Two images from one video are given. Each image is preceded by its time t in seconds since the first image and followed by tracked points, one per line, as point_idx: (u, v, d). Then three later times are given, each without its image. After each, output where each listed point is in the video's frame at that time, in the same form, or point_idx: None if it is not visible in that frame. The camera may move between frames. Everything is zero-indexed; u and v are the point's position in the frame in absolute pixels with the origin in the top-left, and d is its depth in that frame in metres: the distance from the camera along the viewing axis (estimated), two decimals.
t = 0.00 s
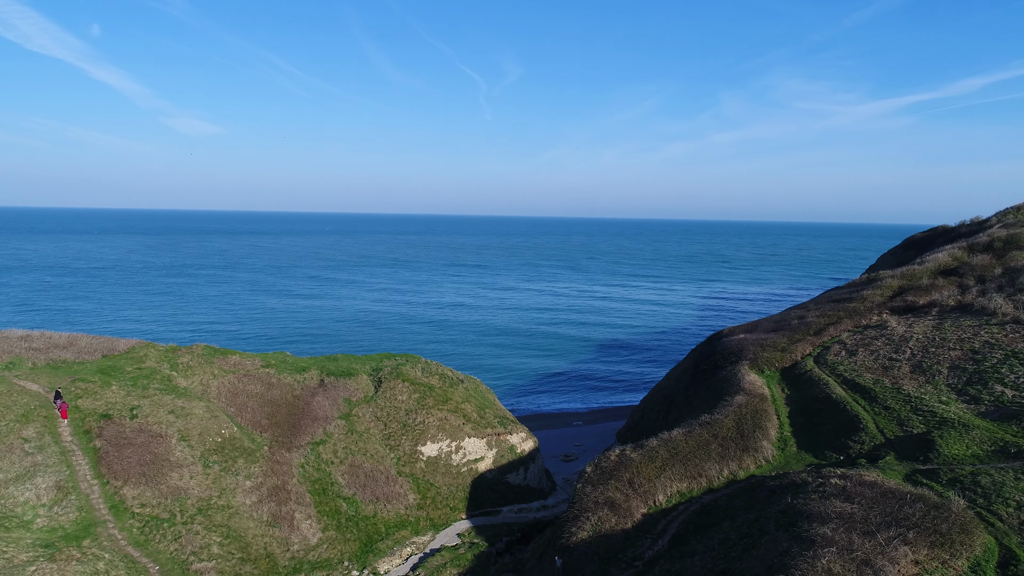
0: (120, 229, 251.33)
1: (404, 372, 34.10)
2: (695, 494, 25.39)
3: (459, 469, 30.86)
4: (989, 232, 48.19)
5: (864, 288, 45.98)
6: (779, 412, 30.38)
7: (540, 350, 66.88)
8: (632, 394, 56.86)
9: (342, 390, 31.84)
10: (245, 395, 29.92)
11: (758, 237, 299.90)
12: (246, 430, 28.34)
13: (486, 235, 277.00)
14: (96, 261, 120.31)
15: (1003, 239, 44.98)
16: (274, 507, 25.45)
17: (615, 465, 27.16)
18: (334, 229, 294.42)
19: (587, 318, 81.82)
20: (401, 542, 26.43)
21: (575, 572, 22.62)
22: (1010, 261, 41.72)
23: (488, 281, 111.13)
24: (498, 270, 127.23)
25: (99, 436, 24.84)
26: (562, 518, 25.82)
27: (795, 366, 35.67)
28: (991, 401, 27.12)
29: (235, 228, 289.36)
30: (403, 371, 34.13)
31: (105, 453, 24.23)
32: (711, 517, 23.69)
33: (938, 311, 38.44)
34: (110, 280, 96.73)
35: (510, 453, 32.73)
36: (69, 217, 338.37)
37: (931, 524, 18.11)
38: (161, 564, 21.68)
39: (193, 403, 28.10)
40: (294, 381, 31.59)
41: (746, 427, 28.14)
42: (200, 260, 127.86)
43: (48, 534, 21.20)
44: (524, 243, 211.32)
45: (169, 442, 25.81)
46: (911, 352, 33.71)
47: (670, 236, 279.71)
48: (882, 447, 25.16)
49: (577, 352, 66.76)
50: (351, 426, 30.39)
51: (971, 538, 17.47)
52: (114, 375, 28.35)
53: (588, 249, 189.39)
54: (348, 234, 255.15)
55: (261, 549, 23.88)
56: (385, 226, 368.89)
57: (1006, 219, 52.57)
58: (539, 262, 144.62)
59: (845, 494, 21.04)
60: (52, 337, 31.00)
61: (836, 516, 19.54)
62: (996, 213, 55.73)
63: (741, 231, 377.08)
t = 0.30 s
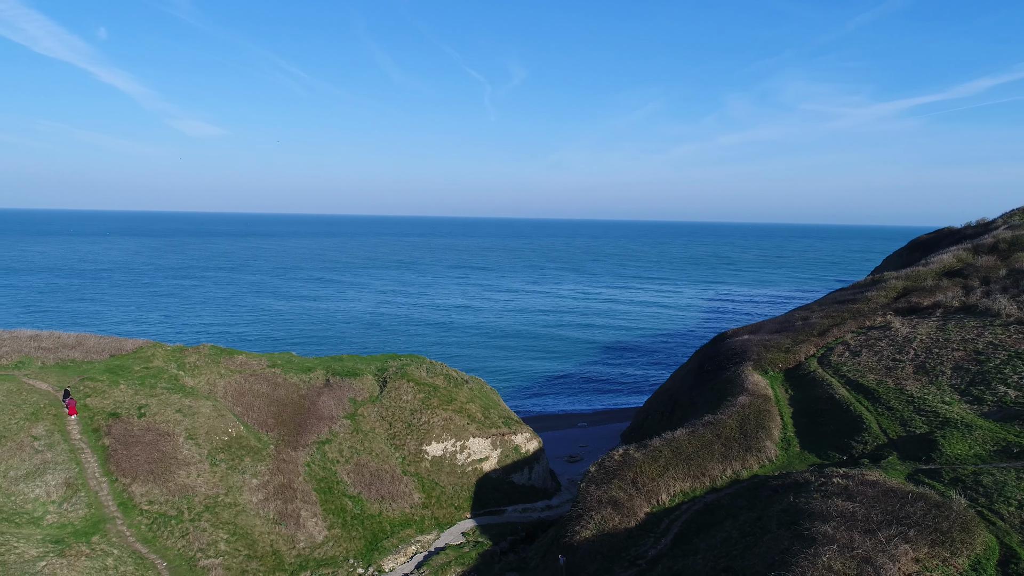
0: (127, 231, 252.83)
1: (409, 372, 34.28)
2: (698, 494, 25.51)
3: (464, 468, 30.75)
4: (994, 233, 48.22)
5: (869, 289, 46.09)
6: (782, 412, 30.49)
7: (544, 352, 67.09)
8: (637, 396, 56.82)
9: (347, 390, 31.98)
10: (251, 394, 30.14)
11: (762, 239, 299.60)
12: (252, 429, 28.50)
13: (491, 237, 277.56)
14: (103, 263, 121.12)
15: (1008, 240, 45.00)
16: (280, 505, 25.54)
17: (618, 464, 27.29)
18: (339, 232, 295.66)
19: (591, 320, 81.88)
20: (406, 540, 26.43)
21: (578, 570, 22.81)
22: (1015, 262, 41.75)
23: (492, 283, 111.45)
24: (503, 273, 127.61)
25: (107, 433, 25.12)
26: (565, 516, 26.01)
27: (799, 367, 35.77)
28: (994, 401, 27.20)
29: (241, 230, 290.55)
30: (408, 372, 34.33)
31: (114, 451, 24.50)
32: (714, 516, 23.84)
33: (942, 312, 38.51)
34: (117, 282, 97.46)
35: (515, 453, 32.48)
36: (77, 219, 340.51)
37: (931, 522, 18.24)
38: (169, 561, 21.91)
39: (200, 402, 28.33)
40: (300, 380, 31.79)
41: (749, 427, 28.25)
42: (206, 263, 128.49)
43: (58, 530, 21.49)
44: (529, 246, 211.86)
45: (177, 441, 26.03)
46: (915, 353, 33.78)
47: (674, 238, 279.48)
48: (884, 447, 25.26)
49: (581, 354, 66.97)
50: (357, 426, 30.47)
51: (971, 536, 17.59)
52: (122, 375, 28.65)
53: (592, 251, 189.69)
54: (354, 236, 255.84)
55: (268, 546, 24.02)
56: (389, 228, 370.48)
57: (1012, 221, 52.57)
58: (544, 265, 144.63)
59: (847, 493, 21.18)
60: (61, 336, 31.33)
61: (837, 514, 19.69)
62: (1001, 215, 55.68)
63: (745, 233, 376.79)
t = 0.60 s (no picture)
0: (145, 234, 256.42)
1: (423, 373, 33.79)
2: (711, 494, 25.54)
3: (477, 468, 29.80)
4: (1013, 235, 47.73)
5: (884, 291, 45.82)
6: (796, 414, 30.44)
7: (556, 354, 67.16)
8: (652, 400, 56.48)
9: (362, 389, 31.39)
10: (267, 393, 30.30)
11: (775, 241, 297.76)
12: (269, 428, 28.65)
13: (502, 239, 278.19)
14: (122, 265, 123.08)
15: None
16: (296, 503, 25.68)
17: (631, 464, 27.34)
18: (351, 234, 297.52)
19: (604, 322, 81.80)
20: (419, 539, 26.25)
21: (590, 569, 22.93)
22: None
23: (505, 285, 111.67)
24: (515, 275, 127.92)
25: (127, 431, 25.54)
26: (578, 516, 26.11)
27: (813, 368, 35.63)
28: (1010, 403, 27.01)
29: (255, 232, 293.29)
30: (423, 372, 33.86)
31: (133, 448, 24.92)
32: (726, 516, 23.88)
33: (959, 314, 38.22)
34: (135, 283, 98.99)
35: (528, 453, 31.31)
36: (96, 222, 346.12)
37: (943, 523, 18.22)
38: (187, 556, 22.28)
39: (217, 401, 28.65)
40: (316, 379, 31.56)
41: (763, 428, 28.23)
42: (222, 264, 129.98)
43: (79, 525, 21.99)
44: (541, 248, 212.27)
45: (195, 439, 26.34)
46: (930, 354, 33.61)
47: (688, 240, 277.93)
48: (898, 449, 25.18)
49: (593, 356, 66.94)
50: (372, 425, 30.13)
51: (984, 537, 17.55)
52: (142, 373, 29.13)
53: (604, 253, 189.50)
54: (367, 239, 257.36)
55: (283, 543, 24.26)
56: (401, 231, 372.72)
57: None
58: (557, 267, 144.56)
59: (859, 493, 21.17)
60: (83, 335, 31.91)
61: (849, 514, 19.71)
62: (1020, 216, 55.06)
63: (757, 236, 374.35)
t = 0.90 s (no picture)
0: (172, 236, 261.84)
1: (450, 372, 33.19)
2: (737, 496, 25.46)
3: (503, 468, 29.41)
4: None
5: (915, 294, 45.15)
6: (824, 417, 30.22)
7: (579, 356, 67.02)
8: (678, 405, 54.73)
9: (389, 389, 31.40)
10: (296, 391, 30.78)
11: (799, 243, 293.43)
12: (299, 425, 29.05)
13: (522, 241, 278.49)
14: (152, 266, 125.94)
15: None
16: (325, 499, 25.90)
17: (656, 466, 27.35)
18: (371, 236, 300.01)
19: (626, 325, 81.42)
20: (446, 536, 26.11)
21: (615, 569, 22.99)
22: None
23: (527, 287, 111.74)
24: (537, 277, 127.87)
25: (162, 427, 26.20)
26: (603, 516, 26.21)
27: (841, 371, 35.30)
28: None
29: (278, 235, 297.29)
30: (448, 371, 33.30)
31: (168, 444, 25.54)
32: (752, 518, 23.82)
33: (992, 317, 37.57)
34: (164, 284, 101.19)
35: (554, 454, 30.65)
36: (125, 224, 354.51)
37: (974, 528, 18.02)
38: (220, 550, 22.81)
39: (248, 399, 29.26)
40: (344, 378, 31.86)
41: (790, 431, 28.07)
42: (248, 266, 132.21)
43: (117, 518, 22.66)
44: (563, 250, 212.18)
45: (227, 435, 26.88)
46: (962, 358, 33.10)
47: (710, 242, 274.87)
48: (928, 453, 24.93)
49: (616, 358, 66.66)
50: (399, 424, 29.94)
51: (1016, 543, 17.34)
52: (175, 371, 29.86)
53: (626, 256, 188.54)
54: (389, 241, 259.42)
55: (313, 538, 24.56)
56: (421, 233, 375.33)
57: None
58: (579, 269, 144.04)
59: (888, 497, 21.03)
60: (119, 334, 32.71)
61: (877, 518, 19.60)
62: None
63: (779, 238, 369.38)
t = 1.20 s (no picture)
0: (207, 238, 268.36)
1: (486, 373, 32.78)
2: (776, 501, 25.20)
3: (539, 469, 29.16)
4: None
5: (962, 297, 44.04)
6: (865, 422, 29.73)
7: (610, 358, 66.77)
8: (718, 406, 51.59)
9: (426, 388, 31.57)
10: (336, 390, 31.33)
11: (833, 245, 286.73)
12: (338, 423, 29.58)
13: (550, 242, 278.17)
14: (190, 266, 129.42)
15: None
16: (364, 496, 26.32)
17: (693, 469, 27.21)
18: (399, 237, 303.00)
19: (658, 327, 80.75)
20: (482, 536, 26.15)
21: (650, 571, 22.95)
22: None
23: (557, 287, 111.58)
24: (567, 278, 127.68)
25: (208, 423, 26.92)
26: (638, 519, 26.14)
27: (884, 376, 34.63)
28: None
29: (308, 236, 301.89)
30: (485, 372, 32.84)
31: (214, 439, 26.23)
32: (791, 523, 23.56)
33: None
34: (201, 283, 103.87)
35: (589, 456, 30.31)
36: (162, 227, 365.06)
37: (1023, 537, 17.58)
38: (263, 543, 23.34)
39: (290, 397, 29.89)
40: (382, 378, 32.27)
41: (830, 436, 27.68)
42: (283, 267, 134.87)
43: (166, 510, 23.37)
44: (592, 252, 211.47)
45: (270, 432, 27.51)
46: (1012, 364, 32.21)
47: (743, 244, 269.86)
48: (975, 460, 24.37)
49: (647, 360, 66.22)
50: (436, 423, 30.08)
51: None
52: (220, 369, 30.68)
53: (657, 257, 187.05)
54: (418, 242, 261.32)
55: (352, 534, 24.98)
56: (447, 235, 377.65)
57: None
58: (609, 270, 142.73)
59: (931, 504, 20.64)
60: (167, 332, 33.61)
61: (920, 525, 19.27)
62: None
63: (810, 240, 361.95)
